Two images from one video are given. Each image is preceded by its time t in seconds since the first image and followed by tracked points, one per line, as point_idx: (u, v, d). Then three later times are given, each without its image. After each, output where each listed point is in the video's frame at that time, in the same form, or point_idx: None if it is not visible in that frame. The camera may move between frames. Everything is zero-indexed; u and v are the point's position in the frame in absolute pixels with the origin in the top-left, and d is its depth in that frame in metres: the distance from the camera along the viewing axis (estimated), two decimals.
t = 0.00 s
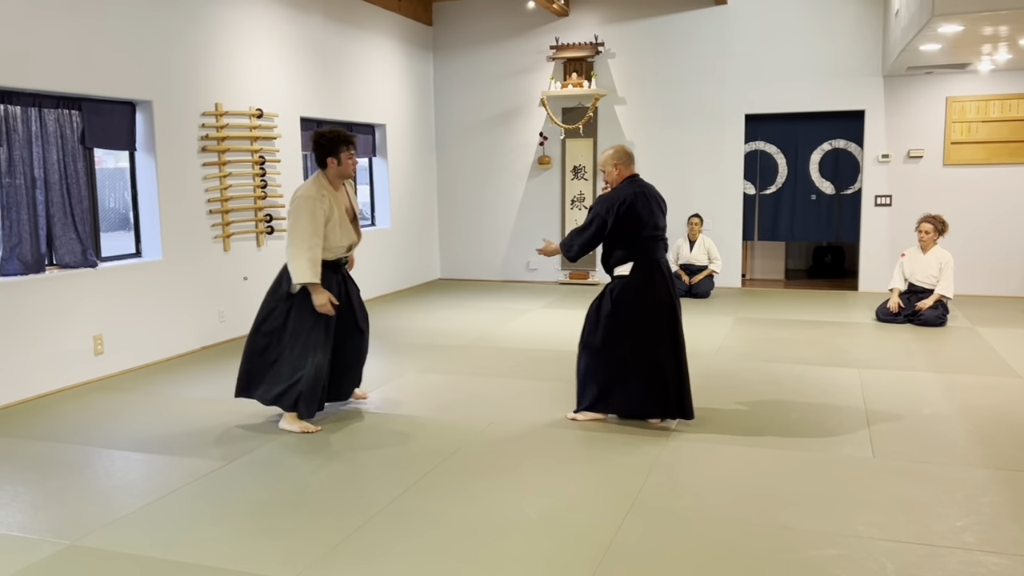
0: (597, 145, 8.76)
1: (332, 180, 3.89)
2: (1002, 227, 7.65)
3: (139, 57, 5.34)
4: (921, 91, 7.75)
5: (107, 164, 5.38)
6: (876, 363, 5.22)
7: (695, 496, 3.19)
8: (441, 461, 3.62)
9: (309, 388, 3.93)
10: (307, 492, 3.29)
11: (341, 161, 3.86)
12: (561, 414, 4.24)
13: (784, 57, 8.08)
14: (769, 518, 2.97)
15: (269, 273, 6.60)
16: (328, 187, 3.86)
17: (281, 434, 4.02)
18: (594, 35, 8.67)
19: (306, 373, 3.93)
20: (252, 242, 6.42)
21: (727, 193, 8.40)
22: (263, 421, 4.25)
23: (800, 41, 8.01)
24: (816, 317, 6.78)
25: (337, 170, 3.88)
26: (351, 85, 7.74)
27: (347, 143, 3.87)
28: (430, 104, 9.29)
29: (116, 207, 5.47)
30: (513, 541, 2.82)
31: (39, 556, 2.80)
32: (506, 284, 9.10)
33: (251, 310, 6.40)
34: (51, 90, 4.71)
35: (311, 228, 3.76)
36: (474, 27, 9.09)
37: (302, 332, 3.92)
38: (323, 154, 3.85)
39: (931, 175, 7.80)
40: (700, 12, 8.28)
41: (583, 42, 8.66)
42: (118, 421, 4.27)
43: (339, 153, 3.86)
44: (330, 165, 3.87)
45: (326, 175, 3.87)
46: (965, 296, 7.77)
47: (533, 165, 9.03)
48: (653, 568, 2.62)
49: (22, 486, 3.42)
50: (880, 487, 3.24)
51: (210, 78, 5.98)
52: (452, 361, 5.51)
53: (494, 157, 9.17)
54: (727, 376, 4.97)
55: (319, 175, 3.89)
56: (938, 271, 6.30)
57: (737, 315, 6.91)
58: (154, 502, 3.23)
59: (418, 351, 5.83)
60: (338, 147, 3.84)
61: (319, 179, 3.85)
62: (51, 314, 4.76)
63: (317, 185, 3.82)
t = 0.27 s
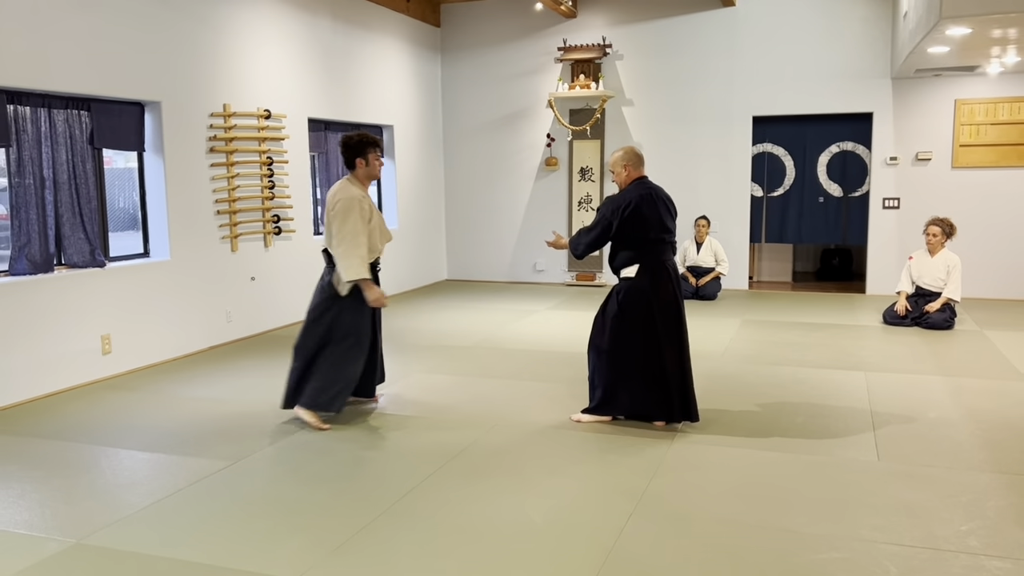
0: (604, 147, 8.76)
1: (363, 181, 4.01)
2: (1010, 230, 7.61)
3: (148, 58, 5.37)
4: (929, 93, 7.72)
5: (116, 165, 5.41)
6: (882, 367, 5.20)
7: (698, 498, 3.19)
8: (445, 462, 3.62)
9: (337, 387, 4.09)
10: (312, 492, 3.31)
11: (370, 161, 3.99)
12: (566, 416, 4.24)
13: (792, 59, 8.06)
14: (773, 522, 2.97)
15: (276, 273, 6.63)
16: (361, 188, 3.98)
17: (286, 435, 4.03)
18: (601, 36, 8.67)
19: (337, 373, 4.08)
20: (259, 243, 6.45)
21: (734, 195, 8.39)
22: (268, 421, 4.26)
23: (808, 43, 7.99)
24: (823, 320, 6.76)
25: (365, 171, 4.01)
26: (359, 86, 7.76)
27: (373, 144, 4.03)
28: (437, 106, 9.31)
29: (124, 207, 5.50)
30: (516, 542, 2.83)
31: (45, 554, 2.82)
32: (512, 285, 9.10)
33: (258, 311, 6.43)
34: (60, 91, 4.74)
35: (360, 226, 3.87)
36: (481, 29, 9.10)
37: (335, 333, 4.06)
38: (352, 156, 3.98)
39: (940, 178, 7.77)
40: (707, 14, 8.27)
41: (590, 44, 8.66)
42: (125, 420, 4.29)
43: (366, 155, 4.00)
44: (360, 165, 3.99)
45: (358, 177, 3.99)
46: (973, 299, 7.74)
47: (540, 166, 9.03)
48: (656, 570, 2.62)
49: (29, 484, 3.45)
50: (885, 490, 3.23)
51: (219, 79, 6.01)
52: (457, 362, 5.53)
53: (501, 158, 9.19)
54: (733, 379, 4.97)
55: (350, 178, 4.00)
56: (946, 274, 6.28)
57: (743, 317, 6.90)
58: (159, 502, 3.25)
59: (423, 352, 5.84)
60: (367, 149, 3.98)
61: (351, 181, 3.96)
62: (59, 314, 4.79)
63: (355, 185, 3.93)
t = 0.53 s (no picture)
0: (608, 147, 8.76)
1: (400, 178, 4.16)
2: (1015, 231, 7.60)
3: (152, 58, 5.39)
4: (933, 94, 7.71)
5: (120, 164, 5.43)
6: (885, 367, 5.20)
7: (700, 498, 3.19)
8: (447, 461, 3.63)
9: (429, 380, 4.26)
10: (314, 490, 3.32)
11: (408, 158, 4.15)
12: (568, 416, 4.24)
13: (796, 60, 8.06)
14: (775, 522, 2.97)
15: (279, 273, 6.64)
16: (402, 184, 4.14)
17: (289, 433, 4.04)
18: (605, 37, 8.67)
19: (420, 367, 4.25)
20: (263, 242, 6.46)
21: (738, 196, 8.38)
22: (271, 420, 4.27)
23: (812, 44, 7.99)
24: (826, 321, 6.76)
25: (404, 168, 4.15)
26: (363, 86, 7.78)
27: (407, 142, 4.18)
28: (441, 106, 9.32)
29: (129, 206, 5.52)
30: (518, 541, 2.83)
31: (47, 551, 2.84)
32: (516, 285, 9.11)
33: (261, 310, 6.44)
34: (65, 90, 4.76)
35: (421, 216, 4.11)
36: (485, 29, 9.11)
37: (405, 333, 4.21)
38: (389, 154, 4.11)
39: (944, 179, 7.76)
40: (711, 14, 8.26)
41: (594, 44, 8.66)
42: (129, 419, 4.31)
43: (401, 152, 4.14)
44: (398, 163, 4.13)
45: (397, 174, 4.14)
46: (977, 300, 7.72)
47: (544, 166, 9.04)
48: (657, 569, 2.63)
49: (33, 482, 3.46)
50: (887, 491, 3.23)
51: (223, 79, 6.03)
52: (460, 361, 5.53)
53: (504, 158, 9.19)
54: (735, 379, 4.97)
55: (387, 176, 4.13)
56: (949, 275, 6.27)
57: (747, 318, 6.89)
58: (162, 499, 3.26)
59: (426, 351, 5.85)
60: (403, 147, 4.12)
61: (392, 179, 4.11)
62: (63, 312, 4.81)
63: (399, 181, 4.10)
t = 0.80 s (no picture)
0: (606, 147, 8.76)
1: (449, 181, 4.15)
2: (1013, 230, 7.60)
3: (150, 57, 5.39)
4: (931, 93, 7.71)
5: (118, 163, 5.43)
6: (883, 366, 5.20)
7: (697, 496, 3.19)
8: (445, 459, 3.63)
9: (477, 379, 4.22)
10: (312, 489, 3.32)
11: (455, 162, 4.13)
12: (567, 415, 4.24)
13: (795, 59, 8.06)
14: (772, 519, 2.97)
15: (277, 272, 6.64)
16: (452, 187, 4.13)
17: (287, 432, 4.04)
18: (604, 36, 8.67)
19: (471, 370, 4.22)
20: (261, 241, 6.46)
21: (736, 195, 8.38)
22: (269, 419, 4.27)
23: (811, 43, 7.99)
24: (825, 319, 6.76)
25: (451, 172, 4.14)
26: (361, 85, 7.77)
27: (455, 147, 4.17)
28: (440, 105, 9.32)
29: (127, 206, 5.52)
30: (516, 540, 2.83)
31: (44, 550, 2.83)
32: (514, 285, 9.11)
33: (259, 309, 6.44)
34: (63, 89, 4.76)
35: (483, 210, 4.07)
36: (484, 28, 9.11)
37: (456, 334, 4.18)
38: (436, 158, 4.10)
39: (942, 178, 7.76)
40: (710, 13, 8.26)
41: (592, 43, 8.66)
42: (126, 418, 4.30)
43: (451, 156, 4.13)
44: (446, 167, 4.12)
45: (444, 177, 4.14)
46: (975, 299, 7.73)
47: (542, 165, 9.04)
48: (655, 567, 2.63)
49: (30, 481, 3.46)
50: (884, 489, 3.23)
51: (221, 77, 6.03)
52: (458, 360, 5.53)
53: (503, 158, 9.19)
54: (733, 378, 4.96)
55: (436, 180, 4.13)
56: (947, 273, 6.27)
57: (745, 317, 6.89)
58: (159, 498, 3.26)
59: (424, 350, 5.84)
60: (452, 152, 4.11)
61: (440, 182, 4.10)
62: (60, 311, 4.81)
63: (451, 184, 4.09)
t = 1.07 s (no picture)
0: (601, 145, 8.76)
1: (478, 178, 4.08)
2: (1006, 227, 7.62)
3: (143, 57, 5.37)
4: (925, 91, 7.72)
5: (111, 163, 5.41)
6: (878, 364, 5.20)
7: (691, 494, 3.19)
8: (439, 458, 3.63)
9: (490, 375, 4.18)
10: (306, 489, 3.32)
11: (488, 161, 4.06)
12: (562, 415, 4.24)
13: (789, 57, 8.06)
14: (766, 518, 2.97)
15: (272, 272, 6.63)
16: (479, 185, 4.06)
17: (281, 433, 4.04)
18: (598, 35, 8.67)
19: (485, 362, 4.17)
20: (255, 241, 6.45)
21: (731, 194, 8.39)
22: (263, 419, 4.26)
23: (805, 41, 8.00)
24: (819, 317, 6.77)
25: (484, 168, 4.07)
26: (355, 85, 7.76)
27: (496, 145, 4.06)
28: (435, 105, 9.31)
29: (121, 206, 5.50)
30: (510, 539, 2.83)
31: (38, 551, 2.83)
32: (510, 284, 9.11)
33: (254, 309, 6.43)
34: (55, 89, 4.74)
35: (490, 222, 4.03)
36: (478, 27, 9.10)
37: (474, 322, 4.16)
38: (473, 150, 4.02)
39: (936, 175, 7.78)
40: (704, 12, 8.27)
41: (587, 42, 8.65)
42: (120, 419, 4.29)
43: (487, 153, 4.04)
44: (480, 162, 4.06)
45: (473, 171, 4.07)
46: (969, 296, 7.75)
47: (537, 164, 9.04)
48: (648, 566, 2.63)
49: (23, 483, 3.45)
50: (877, 487, 3.23)
51: (214, 77, 6.01)
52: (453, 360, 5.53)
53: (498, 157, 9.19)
54: (727, 376, 4.97)
55: (466, 172, 4.07)
56: (941, 271, 6.28)
57: (740, 315, 6.90)
58: (153, 499, 3.25)
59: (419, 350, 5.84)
60: (490, 149, 4.02)
61: (468, 176, 4.04)
62: (53, 311, 4.79)
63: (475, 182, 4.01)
